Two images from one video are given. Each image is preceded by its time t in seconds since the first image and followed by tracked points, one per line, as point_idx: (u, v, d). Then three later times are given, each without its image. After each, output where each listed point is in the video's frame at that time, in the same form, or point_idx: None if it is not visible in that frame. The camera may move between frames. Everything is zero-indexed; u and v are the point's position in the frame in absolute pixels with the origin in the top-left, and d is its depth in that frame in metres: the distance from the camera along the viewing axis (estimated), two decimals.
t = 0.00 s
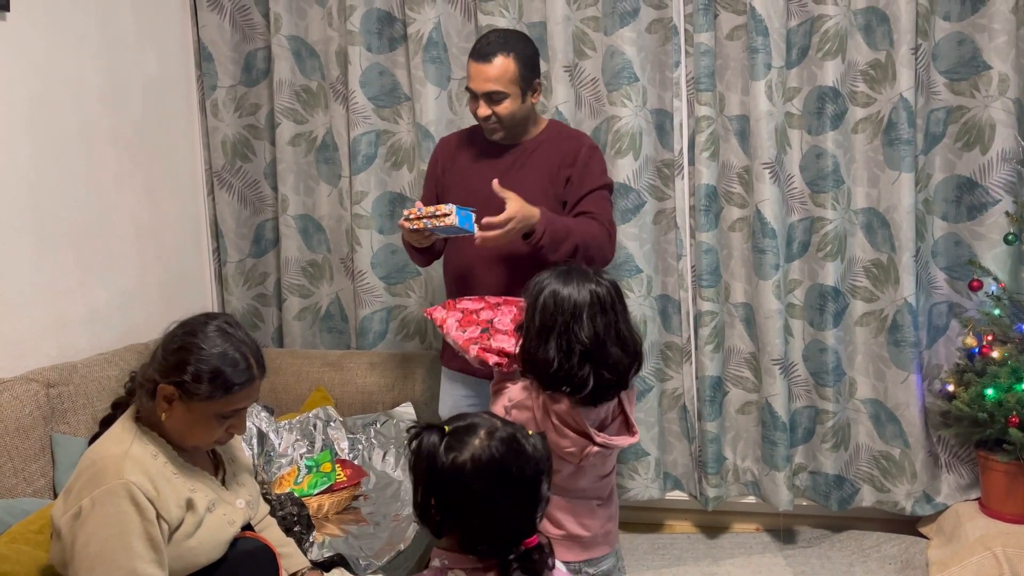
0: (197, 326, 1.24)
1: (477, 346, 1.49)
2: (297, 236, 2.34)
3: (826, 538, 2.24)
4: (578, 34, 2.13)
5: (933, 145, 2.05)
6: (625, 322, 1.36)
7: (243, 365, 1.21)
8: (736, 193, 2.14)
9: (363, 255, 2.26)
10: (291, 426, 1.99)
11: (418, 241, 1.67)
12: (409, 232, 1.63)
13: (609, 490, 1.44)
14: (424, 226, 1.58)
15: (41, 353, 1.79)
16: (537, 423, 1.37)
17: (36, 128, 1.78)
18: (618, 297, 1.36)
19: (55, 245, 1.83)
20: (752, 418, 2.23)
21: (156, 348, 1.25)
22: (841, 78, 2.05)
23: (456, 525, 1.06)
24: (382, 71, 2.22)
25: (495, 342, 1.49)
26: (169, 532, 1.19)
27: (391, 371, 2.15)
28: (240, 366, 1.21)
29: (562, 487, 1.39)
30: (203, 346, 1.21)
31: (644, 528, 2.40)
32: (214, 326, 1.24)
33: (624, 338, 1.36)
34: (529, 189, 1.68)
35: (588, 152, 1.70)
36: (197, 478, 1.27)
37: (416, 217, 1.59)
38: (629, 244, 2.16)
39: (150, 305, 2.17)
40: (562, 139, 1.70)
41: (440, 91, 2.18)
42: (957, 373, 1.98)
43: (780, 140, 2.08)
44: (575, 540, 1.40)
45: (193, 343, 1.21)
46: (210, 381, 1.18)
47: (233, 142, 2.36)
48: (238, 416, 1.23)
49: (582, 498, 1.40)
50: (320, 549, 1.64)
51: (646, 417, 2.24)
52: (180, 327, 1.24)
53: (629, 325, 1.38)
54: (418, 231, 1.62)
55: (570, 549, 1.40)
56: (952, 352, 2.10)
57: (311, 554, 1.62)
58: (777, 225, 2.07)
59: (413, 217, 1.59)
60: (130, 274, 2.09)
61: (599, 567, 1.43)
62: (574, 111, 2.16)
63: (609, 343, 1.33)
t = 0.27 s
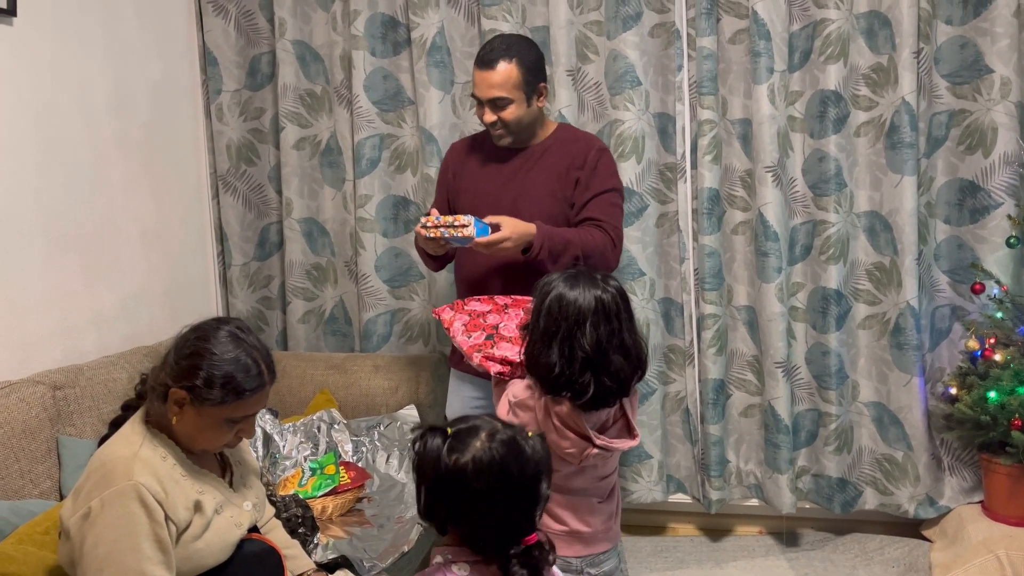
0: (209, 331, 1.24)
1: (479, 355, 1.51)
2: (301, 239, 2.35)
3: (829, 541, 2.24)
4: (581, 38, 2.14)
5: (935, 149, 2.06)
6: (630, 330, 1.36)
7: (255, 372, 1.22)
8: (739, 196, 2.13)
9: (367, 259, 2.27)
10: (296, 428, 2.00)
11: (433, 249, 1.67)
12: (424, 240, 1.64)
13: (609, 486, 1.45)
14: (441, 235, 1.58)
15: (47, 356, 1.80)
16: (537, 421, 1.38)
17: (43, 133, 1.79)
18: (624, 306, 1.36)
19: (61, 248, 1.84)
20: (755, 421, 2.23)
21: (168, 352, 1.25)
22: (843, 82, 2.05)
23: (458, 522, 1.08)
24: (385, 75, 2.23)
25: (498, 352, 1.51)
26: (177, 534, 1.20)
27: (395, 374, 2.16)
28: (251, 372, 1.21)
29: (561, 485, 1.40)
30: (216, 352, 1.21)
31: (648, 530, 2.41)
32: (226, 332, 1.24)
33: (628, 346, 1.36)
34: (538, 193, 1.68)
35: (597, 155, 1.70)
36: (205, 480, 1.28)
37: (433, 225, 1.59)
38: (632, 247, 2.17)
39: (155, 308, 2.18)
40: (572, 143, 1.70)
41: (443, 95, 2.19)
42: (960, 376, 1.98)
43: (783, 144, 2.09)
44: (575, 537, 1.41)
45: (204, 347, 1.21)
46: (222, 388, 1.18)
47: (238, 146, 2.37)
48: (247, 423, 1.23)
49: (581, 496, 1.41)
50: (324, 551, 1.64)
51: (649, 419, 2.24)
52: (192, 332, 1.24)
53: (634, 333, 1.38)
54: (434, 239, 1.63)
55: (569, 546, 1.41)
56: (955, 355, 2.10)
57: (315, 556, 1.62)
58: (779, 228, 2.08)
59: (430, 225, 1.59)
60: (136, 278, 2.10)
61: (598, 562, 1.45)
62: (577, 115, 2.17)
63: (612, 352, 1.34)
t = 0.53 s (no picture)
0: (224, 339, 1.25)
1: (481, 356, 1.52)
2: (308, 245, 2.37)
3: (834, 546, 2.24)
4: (586, 45, 2.16)
5: (939, 154, 2.06)
6: (637, 338, 1.36)
7: (270, 382, 1.23)
8: (743, 202, 2.16)
9: (373, 264, 2.28)
10: (303, 432, 2.01)
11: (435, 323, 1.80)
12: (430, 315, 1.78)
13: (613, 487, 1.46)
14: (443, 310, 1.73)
15: (57, 361, 1.81)
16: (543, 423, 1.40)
17: (54, 142, 1.81)
18: (632, 314, 1.36)
19: (72, 255, 1.86)
20: (760, 425, 2.24)
21: (185, 358, 1.26)
22: (847, 88, 2.06)
23: (443, 532, 1.13)
24: (392, 82, 2.25)
25: (500, 353, 1.52)
26: (187, 537, 1.21)
27: (401, 378, 2.17)
28: (266, 383, 1.22)
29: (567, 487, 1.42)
30: (233, 360, 1.22)
31: (653, 535, 2.41)
32: (242, 341, 1.26)
33: (635, 353, 1.36)
34: (537, 202, 1.72)
35: (595, 159, 1.72)
36: (215, 483, 1.29)
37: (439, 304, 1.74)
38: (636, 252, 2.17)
39: (164, 313, 2.20)
40: (569, 149, 1.73)
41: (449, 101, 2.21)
42: (964, 381, 1.98)
43: (787, 149, 2.10)
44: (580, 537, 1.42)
45: (219, 355, 1.22)
46: (237, 396, 1.19)
47: (245, 152, 2.39)
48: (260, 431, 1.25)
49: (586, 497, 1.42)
50: (331, 553, 1.65)
51: (654, 424, 2.25)
52: (208, 339, 1.25)
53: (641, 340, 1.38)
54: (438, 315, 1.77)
55: (572, 546, 1.42)
56: (959, 359, 2.10)
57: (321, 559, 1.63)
58: (784, 233, 2.08)
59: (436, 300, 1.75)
60: (144, 284, 2.11)
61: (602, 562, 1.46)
62: (582, 121, 2.19)
63: (619, 360, 1.34)
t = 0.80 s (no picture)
0: (241, 349, 1.26)
1: (495, 408, 1.54)
2: (316, 252, 2.38)
3: (842, 553, 2.24)
4: (592, 53, 2.17)
5: (945, 161, 2.07)
6: (647, 342, 1.36)
7: (283, 395, 1.23)
8: (749, 208, 2.15)
9: (380, 271, 2.29)
10: (310, 439, 2.01)
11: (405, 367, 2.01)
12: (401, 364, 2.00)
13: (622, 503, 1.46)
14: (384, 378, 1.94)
15: (68, 369, 1.83)
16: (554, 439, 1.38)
17: (65, 152, 1.82)
18: (640, 319, 1.35)
19: (83, 263, 1.87)
20: (766, 433, 2.24)
21: (200, 367, 1.26)
22: (853, 96, 2.07)
23: (446, 536, 1.13)
24: (399, 90, 2.27)
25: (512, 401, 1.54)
26: (199, 545, 1.22)
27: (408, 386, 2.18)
28: (281, 394, 1.23)
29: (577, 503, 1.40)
30: (247, 371, 1.22)
31: (660, 542, 2.41)
32: (257, 352, 1.26)
33: (647, 357, 1.36)
34: (526, 216, 1.73)
35: (575, 164, 1.73)
36: (227, 492, 1.30)
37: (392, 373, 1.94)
38: (643, 260, 2.17)
39: (173, 320, 2.21)
40: (547, 159, 1.74)
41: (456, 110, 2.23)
42: (971, 389, 1.98)
43: (793, 157, 2.10)
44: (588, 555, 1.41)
45: (234, 365, 1.23)
46: (250, 408, 1.20)
47: (253, 160, 2.41)
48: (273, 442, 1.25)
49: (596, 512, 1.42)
50: (340, 562, 1.66)
51: (660, 431, 2.25)
52: (224, 350, 1.26)
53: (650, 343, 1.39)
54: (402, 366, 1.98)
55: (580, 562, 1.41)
56: (966, 367, 2.10)
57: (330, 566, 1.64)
58: (790, 240, 2.09)
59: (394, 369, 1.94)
60: (153, 291, 2.13)
61: None
62: (588, 129, 2.20)
63: (635, 366, 1.33)
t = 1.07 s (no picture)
0: (250, 354, 1.26)
1: (502, 436, 1.48)
2: (321, 256, 2.38)
3: (849, 558, 2.23)
4: (597, 57, 2.17)
5: (951, 164, 2.07)
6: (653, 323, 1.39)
7: (291, 402, 1.23)
8: (755, 213, 2.16)
9: (386, 275, 2.30)
10: (316, 444, 2.03)
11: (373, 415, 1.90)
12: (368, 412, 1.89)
13: (635, 504, 1.42)
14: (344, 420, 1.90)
15: (74, 373, 1.83)
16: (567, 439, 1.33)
17: (71, 157, 1.83)
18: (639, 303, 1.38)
19: (89, 268, 1.88)
20: (772, 437, 2.23)
21: (209, 372, 1.26)
22: (858, 99, 2.07)
23: (460, 544, 1.13)
24: (404, 95, 2.27)
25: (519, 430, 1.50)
26: (206, 548, 1.22)
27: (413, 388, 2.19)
28: (289, 400, 1.23)
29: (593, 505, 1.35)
30: (256, 377, 1.22)
31: (665, 547, 2.41)
32: (265, 357, 1.26)
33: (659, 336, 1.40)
34: (507, 240, 1.70)
35: (545, 179, 1.68)
36: (233, 496, 1.30)
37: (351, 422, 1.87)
38: (648, 263, 2.17)
39: (179, 324, 2.22)
40: (516, 180, 1.70)
41: (460, 115, 2.24)
42: (978, 392, 1.97)
43: (798, 160, 2.10)
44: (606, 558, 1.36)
45: (243, 369, 1.23)
46: (258, 414, 1.20)
47: (259, 165, 2.42)
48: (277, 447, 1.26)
49: (611, 513, 1.37)
50: (346, 565, 1.65)
51: (666, 435, 2.25)
52: (233, 355, 1.26)
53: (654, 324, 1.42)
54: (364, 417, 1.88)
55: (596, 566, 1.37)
56: (973, 370, 2.09)
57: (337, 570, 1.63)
58: (795, 244, 2.08)
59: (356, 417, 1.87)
60: (159, 295, 2.13)
61: None
62: (593, 133, 2.20)
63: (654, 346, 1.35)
